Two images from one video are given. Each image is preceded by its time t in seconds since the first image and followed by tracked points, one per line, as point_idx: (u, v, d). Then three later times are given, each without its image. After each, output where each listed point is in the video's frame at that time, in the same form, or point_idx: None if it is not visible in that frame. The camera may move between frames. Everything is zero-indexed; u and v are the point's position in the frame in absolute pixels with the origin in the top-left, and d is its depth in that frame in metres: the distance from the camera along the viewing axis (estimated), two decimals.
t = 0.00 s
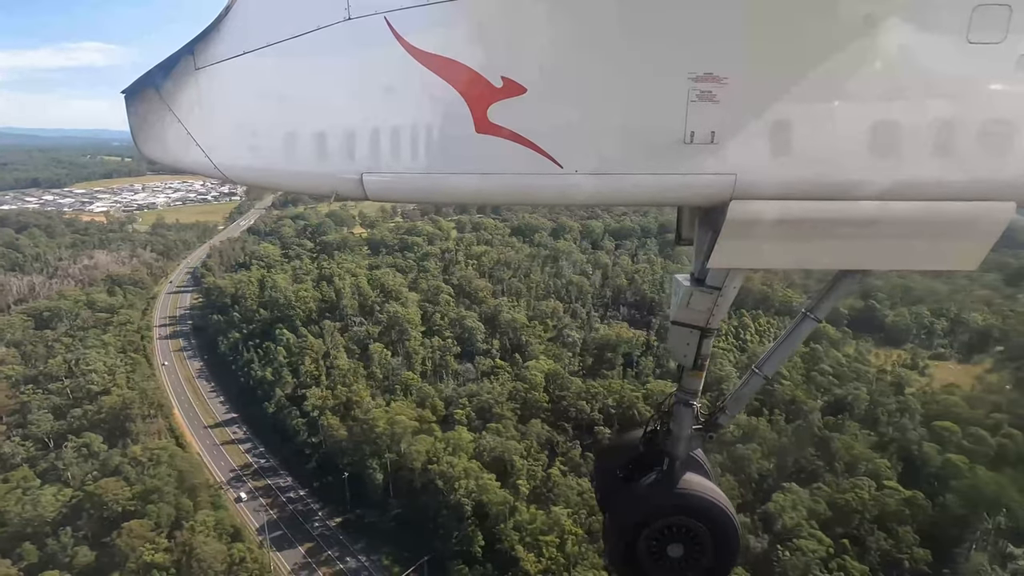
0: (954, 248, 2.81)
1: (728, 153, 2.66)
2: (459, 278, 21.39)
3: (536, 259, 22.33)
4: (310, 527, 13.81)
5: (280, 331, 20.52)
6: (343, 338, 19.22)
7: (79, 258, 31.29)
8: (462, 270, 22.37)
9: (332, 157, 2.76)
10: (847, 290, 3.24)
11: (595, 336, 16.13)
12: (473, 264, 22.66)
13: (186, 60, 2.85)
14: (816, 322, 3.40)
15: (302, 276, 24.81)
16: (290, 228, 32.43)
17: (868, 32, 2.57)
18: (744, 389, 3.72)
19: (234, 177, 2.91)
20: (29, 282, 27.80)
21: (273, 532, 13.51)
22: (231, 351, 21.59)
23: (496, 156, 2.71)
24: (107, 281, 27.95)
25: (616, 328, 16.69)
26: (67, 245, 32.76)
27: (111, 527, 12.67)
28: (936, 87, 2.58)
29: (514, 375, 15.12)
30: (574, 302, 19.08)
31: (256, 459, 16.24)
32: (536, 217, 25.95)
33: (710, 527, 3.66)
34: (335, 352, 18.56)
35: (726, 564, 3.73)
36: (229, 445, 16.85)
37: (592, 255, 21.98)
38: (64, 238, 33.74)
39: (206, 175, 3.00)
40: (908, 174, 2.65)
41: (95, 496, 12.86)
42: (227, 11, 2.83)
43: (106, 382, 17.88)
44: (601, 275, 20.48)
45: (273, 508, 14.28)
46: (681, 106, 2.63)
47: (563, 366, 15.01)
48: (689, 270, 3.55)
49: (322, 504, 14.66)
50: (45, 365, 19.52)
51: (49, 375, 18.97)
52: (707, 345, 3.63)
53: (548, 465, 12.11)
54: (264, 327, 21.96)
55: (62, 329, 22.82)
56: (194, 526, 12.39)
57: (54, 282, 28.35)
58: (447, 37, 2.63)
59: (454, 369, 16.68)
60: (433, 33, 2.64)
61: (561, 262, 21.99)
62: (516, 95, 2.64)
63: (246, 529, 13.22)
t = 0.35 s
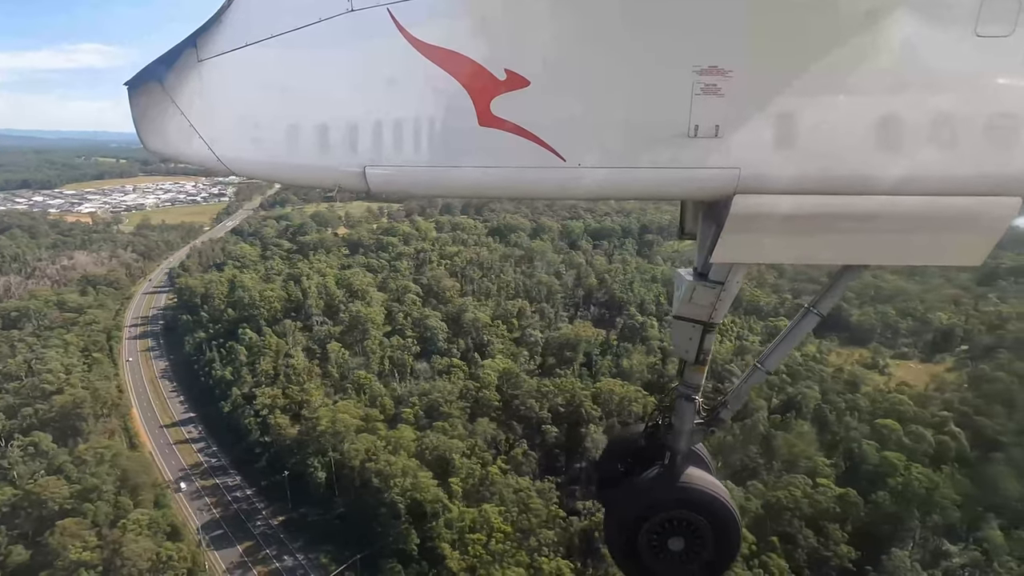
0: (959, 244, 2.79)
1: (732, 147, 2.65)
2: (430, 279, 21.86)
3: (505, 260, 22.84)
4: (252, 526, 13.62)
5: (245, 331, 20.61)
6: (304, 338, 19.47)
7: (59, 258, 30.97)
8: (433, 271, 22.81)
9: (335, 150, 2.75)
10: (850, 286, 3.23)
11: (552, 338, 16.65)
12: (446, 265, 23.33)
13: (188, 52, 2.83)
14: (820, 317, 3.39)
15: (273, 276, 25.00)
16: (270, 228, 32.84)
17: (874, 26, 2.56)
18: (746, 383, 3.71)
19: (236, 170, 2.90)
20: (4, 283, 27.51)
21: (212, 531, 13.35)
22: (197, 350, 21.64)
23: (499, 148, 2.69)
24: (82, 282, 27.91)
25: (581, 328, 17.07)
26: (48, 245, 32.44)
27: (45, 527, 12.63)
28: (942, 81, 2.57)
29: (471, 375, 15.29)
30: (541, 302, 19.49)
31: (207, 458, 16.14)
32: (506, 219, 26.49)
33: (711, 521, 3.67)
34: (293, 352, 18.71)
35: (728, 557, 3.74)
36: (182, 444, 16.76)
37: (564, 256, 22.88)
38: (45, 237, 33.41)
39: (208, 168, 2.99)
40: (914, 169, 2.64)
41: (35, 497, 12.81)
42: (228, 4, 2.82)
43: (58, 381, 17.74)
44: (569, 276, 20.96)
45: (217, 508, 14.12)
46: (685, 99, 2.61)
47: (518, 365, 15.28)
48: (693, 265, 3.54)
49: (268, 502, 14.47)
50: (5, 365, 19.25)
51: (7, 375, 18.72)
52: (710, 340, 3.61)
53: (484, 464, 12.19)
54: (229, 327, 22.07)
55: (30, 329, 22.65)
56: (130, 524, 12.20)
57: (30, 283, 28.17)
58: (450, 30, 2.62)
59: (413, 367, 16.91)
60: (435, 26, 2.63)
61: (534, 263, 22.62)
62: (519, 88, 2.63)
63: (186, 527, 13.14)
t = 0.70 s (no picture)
0: (965, 237, 2.77)
1: (737, 140, 2.63)
2: (400, 278, 22.11)
3: (475, 261, 23.27)
4: (194, 524, 13.95)
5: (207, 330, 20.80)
6: (266, 338, 19.64)
7: (40, 258, 31.02)
8: (403, 271, 23.05)
9: (338, 144, 2.74)
10: (854, 280, 3.22)
11: (513, 339, 16.89)
12: (417, 265, 23.57)
13: (191, 46, 2.82)
14: (825, 311, 3.37)
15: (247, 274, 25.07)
16: (250, 227, 33.12)
17: (881, 18, 2.54)
18: (750, 377, 3.71)
19: (239, 164, 2.90)
20: None
21: (153, 530, 13.70)
22: (161, 350, 21.96)
23: (501, 142, 2.68)
24: (57, 283, 28.25)
25: (545, 328, 17.34)
26: (30, 244, 32.52)
27: None
28: (951, 71, 2.54)
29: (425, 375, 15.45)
30: (508, 301, 19.78)
31: (159, 458, 16.55)
32: (480, 221, 26.92)
33: (714, 514, 3.67)
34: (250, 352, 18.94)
35: (732, 549, 3.75)
36: (136, 443, 17.17)
37: (537, 257, 23.35)
38: (28, 237, 33.53)
39: (211, 163, 2.99)
40: (923, 162, 2.61)
41: None
42: None
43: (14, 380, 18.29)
44: (538, 277, 21.31)
45: (162, 506, 14.52)
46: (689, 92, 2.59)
47: (473, 365, 15.48)
48: (697, 259, 3.53)
49: (213, 501, 14.79)
50: None
51: None
52: (714, 334, 3.61)
53: (418, 462, 12.44)
54: (195, 327, 22.31)
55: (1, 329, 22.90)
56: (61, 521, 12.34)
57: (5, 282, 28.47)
58: (453, 23, 2.61)
59: (368, 366, 17.11)
60: (438, 19, 2.62)
61: (508, 263, 22.99)
62: (523, 81, 2.62)
63: (127, 526, 13.42)
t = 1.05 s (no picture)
0: (968, 232, 2.76)
1: (740, 136, 2.62)
2: (370, 278, 22.17)
3: (446, 261, 23.50)
4: (135, 523, 13.97)
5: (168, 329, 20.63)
6: (228, 339, 19.49)
7: (17, 257, 30.74)
8: (373, 270, 23.09)
9: (340, 141, 2.74)
10: (857, 276, 3.21)
11: (472, 338, 16.92)
12: (388, 264, 23.63)
13: (192, 43, 2.82)
14: (827, 307, 3.37)
15: (221, 273, 24.96)
16: (230, 227, 33.12)
17: (885, 13, 2.54)
18: (753, 373, 3.71)
19: (241, 162, 2.90)
20: None
21: (92, 528, 13.76)
22: (124, 349, 21.93)
23: (502, 139, 2.68)
24: (29, 282, 27.96)
25: (508, 326, 17.41)
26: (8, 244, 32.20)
27: None
28: (956, 67, 2.54)
29: (377, 374, 15.50)
30: (474, 300, 19.99)
31: (109, 456, 16.59)
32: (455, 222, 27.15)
33: (718, 511, 3.68)
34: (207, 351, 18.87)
35: (735, 545, 3.77)
36: (88, 441, 17.21)
37: (511, 257, 23.68)
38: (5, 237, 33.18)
39: (213, 161, 2.98)
40: (926, 156, 2.60)
41: None
42: None
43: None
44: (509, 277, 21.55)
45: (107, 504, 14.58)
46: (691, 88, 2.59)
47: (429, 363, 15.59)
48: (699, 255, 3.52)
49: (157, 499, 14.81)
50: None
51: None
52: (717, 330, 3.61)
53: (356, 460, 12.45)
54: (160, 326, 22.05)
55: None
56: None
57: None
58: (454, 19, 2.61)
59: (325, 365, 17.20)
60: (440, 15, 2.61)
61: (483, 264, 23.12)
62: (525, 77, 2.62)
63: (66, 526, 13.52)
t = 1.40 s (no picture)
0: (967, 229, 2.76)
1: (739, 134, 2.62)
2: (340, 277, 22.28)
3: (418, 261, 23.71)
4: (78, 520, 13.88)
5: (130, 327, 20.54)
6: (187, 341, 19.29)
7: None
8: (344, 270, 23.17)
9: (339, 141, 2.74)
10: (857, 274, 3.21)
11: (428, 337, 17.01)
12: (360, 264, 23.73)
13: (192, 45, 2.82)
14: (827, 306, 3.37)
15: (194, 270, 24.84)
16: (211, 227, 33.11)
17: (885, 11, 2.54)
18: (753, 372, 3.70)
19: (240, 163, 2.90)
20: None
21: (33, 526, 13.70)
22: (88, 349, 21.84)
23: (502, 138, 2.68)
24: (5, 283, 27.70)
25: (473, 326, 17.52)
26: None
27: None
28: (956, 65, 2.54)
29: (329, 372, 15.65)
30: (441, 299, 20.18)
31: (60, 454, 16.53)
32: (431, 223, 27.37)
33: (719, 511, 3.67)
34: (164, 350, 18.95)
35: (737, 545, 3.76)
36: (41, 440, 17.18)
37: (484, 257, 23.96)
38: None
39: (212, 162, 2.98)
40: (924, 154, 2.60)
41: None
42: None
43: None
44: (480, 278, 21.74)
45: (51, 501, 14.51)
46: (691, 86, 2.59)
47: (385, 361, 15.90)
48: (699, 254, 3.52)
49: (101, 497, 14.71)
50: None
51: None
52: (717, 329, 3.61)
53: (295, 458, 12.59)
54: (124, 324, 21.82)
55: None
56: None
57: None
58: (453, 18, 2.61)
59: (282, 364, 17.36)
60: (439, 15, 2.62)
61: (456, 263, 23.53)
62: (524, 77, 2.62)
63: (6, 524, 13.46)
